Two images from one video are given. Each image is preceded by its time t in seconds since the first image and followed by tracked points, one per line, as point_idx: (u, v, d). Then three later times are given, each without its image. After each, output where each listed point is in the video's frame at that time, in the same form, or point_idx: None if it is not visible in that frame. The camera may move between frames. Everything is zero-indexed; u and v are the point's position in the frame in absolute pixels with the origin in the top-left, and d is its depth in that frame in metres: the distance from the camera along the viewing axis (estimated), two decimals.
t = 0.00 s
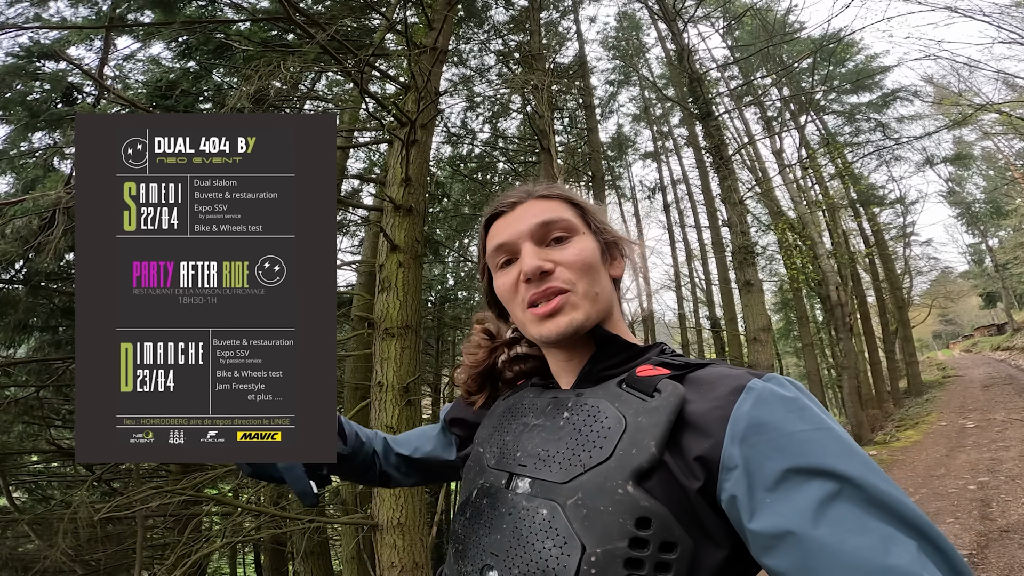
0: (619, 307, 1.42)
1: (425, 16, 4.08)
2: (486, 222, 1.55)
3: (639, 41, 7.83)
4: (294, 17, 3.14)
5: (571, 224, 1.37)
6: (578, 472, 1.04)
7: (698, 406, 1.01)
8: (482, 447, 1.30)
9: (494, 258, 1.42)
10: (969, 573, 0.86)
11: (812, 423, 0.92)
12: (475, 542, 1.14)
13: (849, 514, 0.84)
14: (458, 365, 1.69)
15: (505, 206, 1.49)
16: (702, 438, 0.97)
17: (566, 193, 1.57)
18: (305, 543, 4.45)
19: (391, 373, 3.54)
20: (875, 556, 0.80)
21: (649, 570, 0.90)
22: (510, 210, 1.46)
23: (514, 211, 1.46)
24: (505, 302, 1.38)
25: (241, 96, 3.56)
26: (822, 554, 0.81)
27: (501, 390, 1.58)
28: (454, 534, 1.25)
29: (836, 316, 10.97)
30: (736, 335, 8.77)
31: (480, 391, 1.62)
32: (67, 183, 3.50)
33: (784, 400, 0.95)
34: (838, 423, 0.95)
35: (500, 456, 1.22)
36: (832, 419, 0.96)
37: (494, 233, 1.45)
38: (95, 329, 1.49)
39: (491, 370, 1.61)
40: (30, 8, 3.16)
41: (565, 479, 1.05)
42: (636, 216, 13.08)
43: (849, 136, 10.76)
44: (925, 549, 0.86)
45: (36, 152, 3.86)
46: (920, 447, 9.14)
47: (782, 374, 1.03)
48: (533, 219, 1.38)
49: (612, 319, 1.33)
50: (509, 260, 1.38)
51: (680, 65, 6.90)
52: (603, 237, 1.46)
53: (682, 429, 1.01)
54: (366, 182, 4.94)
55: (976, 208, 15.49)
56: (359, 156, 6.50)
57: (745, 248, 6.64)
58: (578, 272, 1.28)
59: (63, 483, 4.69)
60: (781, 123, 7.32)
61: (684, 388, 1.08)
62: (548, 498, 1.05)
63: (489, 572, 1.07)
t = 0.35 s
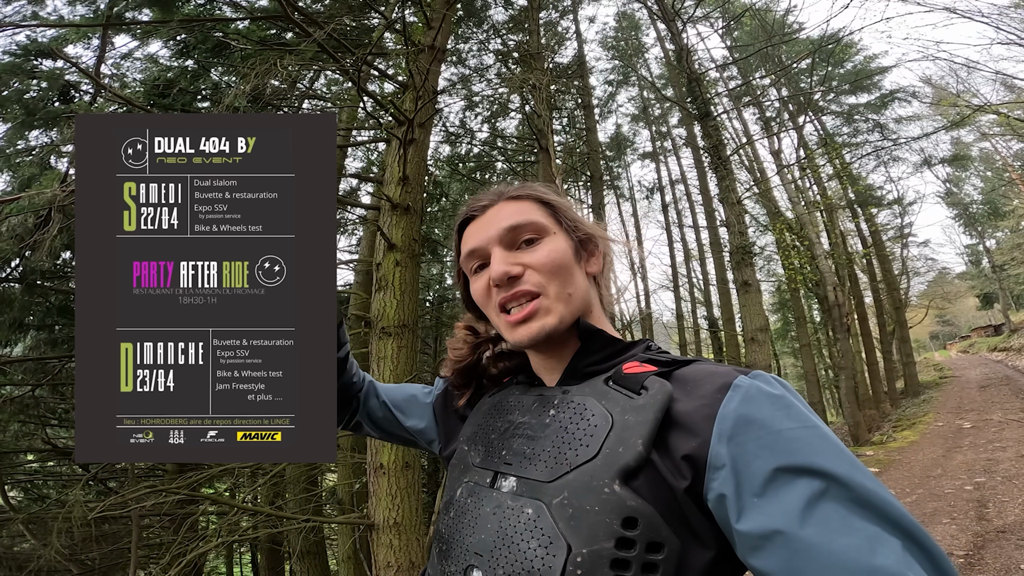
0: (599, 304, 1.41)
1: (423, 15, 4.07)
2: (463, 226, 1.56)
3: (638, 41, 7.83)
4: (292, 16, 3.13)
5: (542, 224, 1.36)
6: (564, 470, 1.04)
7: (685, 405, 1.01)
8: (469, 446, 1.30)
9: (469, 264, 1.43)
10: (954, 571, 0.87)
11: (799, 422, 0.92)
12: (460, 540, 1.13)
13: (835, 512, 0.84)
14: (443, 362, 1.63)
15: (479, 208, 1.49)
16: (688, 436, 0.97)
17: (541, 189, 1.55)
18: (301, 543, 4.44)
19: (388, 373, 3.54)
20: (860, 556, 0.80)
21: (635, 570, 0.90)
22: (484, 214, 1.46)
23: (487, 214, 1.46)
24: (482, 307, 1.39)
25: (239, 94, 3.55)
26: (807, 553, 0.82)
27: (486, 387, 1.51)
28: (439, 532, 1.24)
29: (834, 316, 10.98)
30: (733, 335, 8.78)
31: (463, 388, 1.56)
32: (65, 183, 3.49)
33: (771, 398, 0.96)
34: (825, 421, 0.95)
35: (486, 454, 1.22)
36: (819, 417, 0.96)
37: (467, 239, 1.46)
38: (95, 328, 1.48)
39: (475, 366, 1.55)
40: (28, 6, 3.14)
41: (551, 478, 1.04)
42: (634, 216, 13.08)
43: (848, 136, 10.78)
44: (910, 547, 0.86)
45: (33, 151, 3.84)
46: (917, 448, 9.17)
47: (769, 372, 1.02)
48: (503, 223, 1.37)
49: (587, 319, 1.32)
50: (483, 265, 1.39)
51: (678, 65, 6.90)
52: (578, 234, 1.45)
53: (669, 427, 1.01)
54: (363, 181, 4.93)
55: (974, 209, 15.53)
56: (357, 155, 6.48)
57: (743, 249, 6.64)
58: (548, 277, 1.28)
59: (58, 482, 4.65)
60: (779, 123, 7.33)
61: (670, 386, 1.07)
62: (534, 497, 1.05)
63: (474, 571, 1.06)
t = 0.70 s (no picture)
0: (595, 300, 1.41)
1: (423, 15, 4.07)
2: (461, 218, 1.56)
3: (638, 41, 7.84)
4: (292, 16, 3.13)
5: (539, 219, 1.36)
6: (562, 469, 1.04)
7: (682, 404, 1.01)
8: (467, 446, 1.30)
9: (466, 254, 1.43)
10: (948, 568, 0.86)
11: (794, 419, 0.93)
12: (459, 540, 1.13)
13: (830, 509, 0.84)
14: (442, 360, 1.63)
15: (477, 200, 1.50)
16: (685, 434, 0.98)
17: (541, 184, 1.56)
18: (300, 543, 4.44)
19: (387, 372, 3.54)
20: (855, 552, 0.80)
21: (634, 568, 0.91)
22: (483, 207, 1.47)
23: (485, 206, 1.46)
24: (477, 298, 1.39)
25: (238, 94, 3.55)
26: (802, 551, 0.82)
27: (484, 388, 1.51)
28: (439, 532, 1.24)
29: (832, 317, 11.00)
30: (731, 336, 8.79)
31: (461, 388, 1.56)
32: (64, 182, 3.49)
33: (766, 396, 0.96)
34: (819, 419, 0.95)
35: (484, 455, 1.23)
36: (814, 414, 0.97)
37: (465, 229, 1.46)
38: (95, 328, 1.48)
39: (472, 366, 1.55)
40: (28, 5, 3.13)
41: (549, 477, 1.05)
42: (633, 217, 13.10)
43: (846, 137, 10.80)
44: (906, 544, 0.86)
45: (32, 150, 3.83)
46: (915, 448, 9.19)
47: (765, 370, 1.03)
48: (500, 215, 1.38)
49: (582, 313, 1.32)
50: (479, 256, 1.40)
51: (677, 65, 6.91)
52: (576, 230, 1.45)
53: (666, 425, 1.01)
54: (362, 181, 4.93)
55: (973, 209, 15.56)
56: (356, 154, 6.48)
57: (742, 249, 6.65)
58: (543, 269, 1.28)
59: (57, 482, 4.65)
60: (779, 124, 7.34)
61: (667, 384, 1.08)
62: (532, 496, 1.05)
63: (474, 571, 1.06)
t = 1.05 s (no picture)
0: (595, 300, 1.42)
1: (423, 15, 4.07)
2: (456, 230, 1.57)
3: (638, 42, 7.84)
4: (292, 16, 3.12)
5: (535, 222, 1.38)
6: (573, 467, 1.04)
7: (690, 400, 1.01)
8: (475, 446, 1.29)
9: (465, 264, 1.43)
10: (957, 558, 0.87)
11: (800, 411, 0.93)
12: (470, 540, 1.13)
13: (840, 501, 0.84)
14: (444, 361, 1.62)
15: (473, 210, 1.51)
16: (694, 429, 0.98)
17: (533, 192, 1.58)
18: (300, 544, 4.43)
19: (388, 372, 3.54)
20: (864, 543, 0.80)
21: (649, 564, 0.91)
22: (478, 215, 1.48)
23: (481, 215, 1.47)
24: (478, 305, 1.39)
25: (239, 94, 3.54)
26: (813, 541, 0.82)
27: (489, 388, 1.50)
28: (448, 534, 1.24)
29: (831, 317, 10.99)
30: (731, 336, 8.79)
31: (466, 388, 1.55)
32: (64, 181, 3.49)
33: (772, 388, 0.96)
34: (826, 411, 0.95)
35: (493, 454, 1.22)
36: (820, 406, 0.97)
37: (462, 240, 1.47)
38: (95, 329, 1.48)
39: (477, 366, 1.54)
40: (29, 5, 3.13)
41: (561, 475, 1.04)
42: (633, 217, 13.11)
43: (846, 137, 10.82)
44: (914, 536, 0.86)
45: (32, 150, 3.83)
46: (914, 448, 9.19)
47: (769, 364, 1.03)
48: (497, 222, 1.39)
49: (584, 313, 1.32)
50: (478, 264, 1.40)
51: (677, 66, 6.92)
52: (572, 233, 1.46)
53: (675, 421, 1.01)
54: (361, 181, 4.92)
55: (972, 210, 15.57)
56: (356, 155, 6.47)
57: (742, 249, 6.65)
58: (544, 269, 1.28)
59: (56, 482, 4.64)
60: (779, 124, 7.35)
61: (675, 381, 1.07)
62: (544, 495, 1.05)
63: (486, 572, 1.06)
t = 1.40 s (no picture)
0: (582, 289, 1.42)
1: (423, 15, 4.07)
2: (439, 225, 1.57)
3: (638, 42, 7.85)
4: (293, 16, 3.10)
5: (515, 215, 1.37)
6: (565, 462, 1.04)
7: (683, 395, 1.01)
8: (465, 439, 1.30)
9: (448, 262, 1.44)
10: (945, 556, 0.87)
11: (793, 406, 0.93)
12: (461, 535, 1.13)
13: (831, 497, 0.85)
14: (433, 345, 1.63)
15: (454, 205, 1.50)
16: (687, 423, 0.97)
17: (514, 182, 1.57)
18: (301, 544, 4.44)
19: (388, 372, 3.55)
20: (855, 539, 0.81)
21: (642, 561, 0.92)
22: (459, 208, 1.47)
23: (462, 210, 1.47)
24: (464, 302, 1.40)
25: (240, 94, 3.54)
26: (803, 537, 0.83)
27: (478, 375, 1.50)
28: (437, 527, 1.24)
29: (832, 317, 10.99)
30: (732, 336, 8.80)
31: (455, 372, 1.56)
32: (65, 182, 3.50)
33: (765, 382, 0.97)
34: (817, 406, 0.96)
35: (484, 447, 1.22)
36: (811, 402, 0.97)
37: (444, 237, 1.47)
38: (95, 329, 1.49)
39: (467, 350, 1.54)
40: (30, 6, 3.14)
41: (553, 470, 1.05)
42: (633, 217, 13.11)
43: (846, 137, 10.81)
44: (903, 533, 0.86)
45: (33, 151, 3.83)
46: (915, 448, 9.19)
47: (762, 359, 1.04)
48: (477, 217, 1.39)
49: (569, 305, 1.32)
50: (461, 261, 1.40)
51: (677, 66, 6.92)
52: (554, 223, 1.46)
53: (668, 416, 1.01)
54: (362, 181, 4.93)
55: (973, 209, 15.56)
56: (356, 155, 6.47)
57: (742, 249, 6.65)
58: (525, 265, 1.29)
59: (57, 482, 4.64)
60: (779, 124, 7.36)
61: (667, 373, 1.07)
62: (535, 490, 1.05)
63: (477, 567, 1.07)
